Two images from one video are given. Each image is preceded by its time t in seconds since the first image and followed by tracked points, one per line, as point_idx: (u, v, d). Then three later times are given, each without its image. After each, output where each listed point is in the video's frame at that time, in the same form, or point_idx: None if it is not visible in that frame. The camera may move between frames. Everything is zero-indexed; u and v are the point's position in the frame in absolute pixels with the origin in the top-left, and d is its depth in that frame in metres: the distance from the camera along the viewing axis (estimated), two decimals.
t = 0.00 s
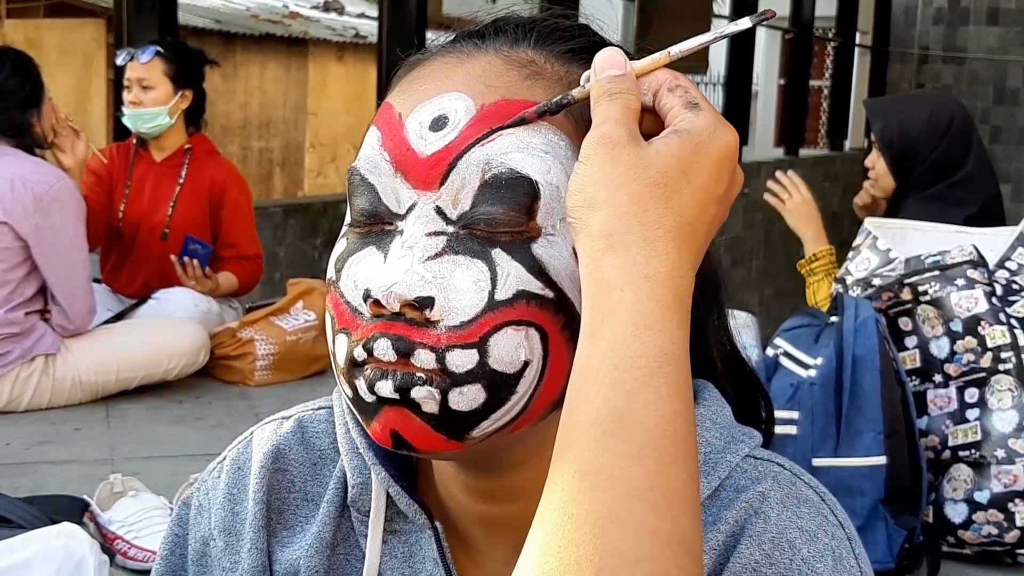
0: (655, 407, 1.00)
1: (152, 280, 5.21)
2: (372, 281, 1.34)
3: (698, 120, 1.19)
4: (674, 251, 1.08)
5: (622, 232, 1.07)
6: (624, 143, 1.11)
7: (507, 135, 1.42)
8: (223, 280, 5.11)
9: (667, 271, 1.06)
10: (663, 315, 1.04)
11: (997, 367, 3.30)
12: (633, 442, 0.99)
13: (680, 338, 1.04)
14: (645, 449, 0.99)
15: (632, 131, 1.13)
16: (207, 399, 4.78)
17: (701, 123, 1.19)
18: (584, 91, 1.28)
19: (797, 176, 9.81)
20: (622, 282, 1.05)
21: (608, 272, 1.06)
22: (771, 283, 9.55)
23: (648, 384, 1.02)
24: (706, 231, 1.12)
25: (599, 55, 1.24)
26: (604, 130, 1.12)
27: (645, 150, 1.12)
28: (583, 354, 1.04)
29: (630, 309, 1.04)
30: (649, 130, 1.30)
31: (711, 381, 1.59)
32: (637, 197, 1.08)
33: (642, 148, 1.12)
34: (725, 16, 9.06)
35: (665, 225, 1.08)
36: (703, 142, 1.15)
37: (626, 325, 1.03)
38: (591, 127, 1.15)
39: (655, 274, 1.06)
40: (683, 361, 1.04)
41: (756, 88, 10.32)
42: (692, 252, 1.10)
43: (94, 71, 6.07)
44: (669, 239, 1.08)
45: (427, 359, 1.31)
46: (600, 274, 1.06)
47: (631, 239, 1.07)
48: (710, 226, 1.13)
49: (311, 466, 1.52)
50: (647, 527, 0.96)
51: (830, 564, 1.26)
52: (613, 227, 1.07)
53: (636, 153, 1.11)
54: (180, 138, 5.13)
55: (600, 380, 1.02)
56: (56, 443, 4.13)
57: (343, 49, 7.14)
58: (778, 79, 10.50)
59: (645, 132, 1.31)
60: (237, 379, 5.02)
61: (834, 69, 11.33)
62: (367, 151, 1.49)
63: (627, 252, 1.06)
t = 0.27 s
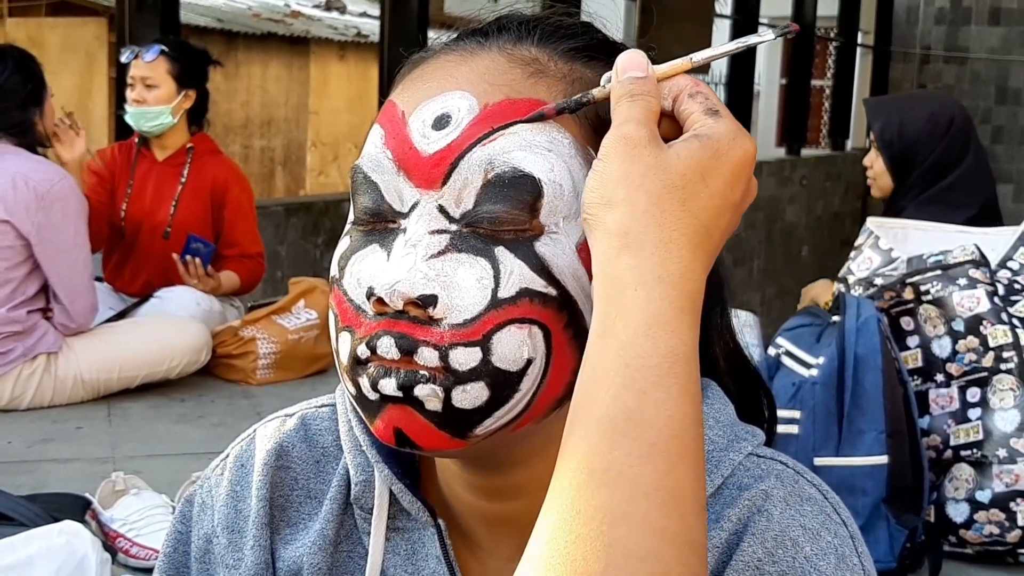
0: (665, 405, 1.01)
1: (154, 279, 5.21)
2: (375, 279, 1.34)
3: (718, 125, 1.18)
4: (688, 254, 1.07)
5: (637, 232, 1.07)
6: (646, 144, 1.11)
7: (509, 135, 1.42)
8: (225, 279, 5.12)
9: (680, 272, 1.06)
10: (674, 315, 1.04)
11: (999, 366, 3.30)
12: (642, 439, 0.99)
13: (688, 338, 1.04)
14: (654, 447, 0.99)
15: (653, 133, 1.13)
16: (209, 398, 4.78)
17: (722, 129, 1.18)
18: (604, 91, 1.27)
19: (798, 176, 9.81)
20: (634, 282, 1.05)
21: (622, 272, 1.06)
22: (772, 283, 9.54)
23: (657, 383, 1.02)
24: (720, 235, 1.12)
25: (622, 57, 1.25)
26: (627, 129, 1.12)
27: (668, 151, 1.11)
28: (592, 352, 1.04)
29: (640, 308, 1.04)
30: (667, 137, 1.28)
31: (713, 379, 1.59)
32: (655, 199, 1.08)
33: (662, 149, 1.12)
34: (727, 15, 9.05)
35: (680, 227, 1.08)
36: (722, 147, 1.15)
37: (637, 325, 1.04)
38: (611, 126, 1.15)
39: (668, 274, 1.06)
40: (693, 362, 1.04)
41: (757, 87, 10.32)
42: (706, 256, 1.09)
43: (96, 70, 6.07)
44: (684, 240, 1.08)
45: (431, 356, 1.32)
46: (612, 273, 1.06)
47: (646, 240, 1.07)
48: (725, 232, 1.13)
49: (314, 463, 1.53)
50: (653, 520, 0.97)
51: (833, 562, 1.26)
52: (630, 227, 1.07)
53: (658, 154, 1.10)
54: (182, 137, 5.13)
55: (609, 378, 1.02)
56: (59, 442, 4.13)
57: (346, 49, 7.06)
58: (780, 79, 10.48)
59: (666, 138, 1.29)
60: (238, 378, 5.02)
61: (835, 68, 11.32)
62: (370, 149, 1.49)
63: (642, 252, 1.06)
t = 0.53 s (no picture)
0: (698, 406, 1.03)
1: (155, 274, 5.20)
2: (381, 274, 1.34)
3: (770, 138, 1.20)
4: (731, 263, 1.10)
5: (683, 238, 1.10)
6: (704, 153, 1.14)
7: (507, 134, 1.42)
8: (227, 274, 5.13)
9: (725, 280, 1.09)
10: (714, 321, 1.07)
11: (1002, 363, 3.30)
12: (675, 438, 1.01)
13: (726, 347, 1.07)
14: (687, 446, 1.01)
15: (709, 138, 1.16)
16: (211, 393, 4.79)
17: (773, 140, 1.20)
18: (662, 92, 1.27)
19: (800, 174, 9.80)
20: (677, 287, 1.08)
21: (665, 277, 1.09)
22: (775, 280, 9.53)
23: (693, 383, 1.04)
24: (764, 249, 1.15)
25: (684, 59, 1.24)
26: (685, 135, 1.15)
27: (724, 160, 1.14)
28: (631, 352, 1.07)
29: (680, 314, 1.07)
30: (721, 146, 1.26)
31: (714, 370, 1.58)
32: (704, 206, 1.11)
33: (718, 157, 1.14)
34: (730, 13, 9.05)
35: (723, 238, 1.11)
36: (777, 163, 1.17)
37: (678, 331, 1.06)
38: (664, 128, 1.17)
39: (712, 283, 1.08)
40: (730, 368, 1.06)
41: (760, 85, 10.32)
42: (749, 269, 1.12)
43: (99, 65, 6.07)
44: (728, 250, 1.10)
45: (437, 352, 1.32)
46: (655, 278, 1.09)
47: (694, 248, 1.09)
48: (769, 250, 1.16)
49: (318, 457, 1.52)
50: (678, 514, 0.99)
51: (838, 555, 1.26)
52: (674, 233, 1.10)
53: (714, 165, 1.13)
54: (186, 132, 5.14)
55: (644, 376, 1.04)
56: (61, 436, 4.14)
57: (347, 45, 6.97)
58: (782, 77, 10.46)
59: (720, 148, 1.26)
60: (240, 373, 5.02)
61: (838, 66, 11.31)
62: (374, 144, 1.49)
63: (688, 258, 1.09)
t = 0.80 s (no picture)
0: (702, 441, 1.03)
1: (163, 274, 5.21)
2: (382, 281, 1.34)
3: (746, 146, 1.16)
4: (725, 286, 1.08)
5: (666, 269, 1.07)
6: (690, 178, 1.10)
7: (506, 141, 1.42)
8: (234, 275, 5.15)
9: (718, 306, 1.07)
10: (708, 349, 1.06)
11: (1009, 365, 3.29)
12: (683, 473, 1.03)
13: (727, 372, 1.06)
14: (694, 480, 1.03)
15: (677, 158, 1.11)
16: (218, 393, 4.80)
17: (749, 148, 1.16)
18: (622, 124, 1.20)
19: (808, 174, 9.78)
20: (669, 318, 1.07)
21: (656, 312, 1.07)
22: (782, 281, 9.51)
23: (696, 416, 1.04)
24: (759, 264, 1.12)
25: (636, 74, 1.17)
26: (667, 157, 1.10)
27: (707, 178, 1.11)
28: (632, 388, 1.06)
29: (669, 350, 1.06)
30: (693, 158, 1.24)
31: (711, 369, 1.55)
32: (690, 233, 1.08)
33: (689, 175, 1.10)
34: (737, 13, 9.04)
35: (711, 260, 1.08)
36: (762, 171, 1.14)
37: (674, 363, 1.05)
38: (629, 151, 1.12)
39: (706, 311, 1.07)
40: (728, 397, 1.05)
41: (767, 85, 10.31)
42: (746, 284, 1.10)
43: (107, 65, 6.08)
44: (719, 273, 1.08)
45: (438, 359, 1.32)
46: (644, 316, 1.07)
47: (683, 277, 1.08)
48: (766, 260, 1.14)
49: (322, 459, 1.52)
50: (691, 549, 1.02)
51: (842, 560, 1.26)
52: (662, 266, 1.08)
53: (701, 189, 1.10)
54: (194, 134, 5.16)
55: (646, 413, 1.05)
56: (69, 436, 4.15)
57: (355, 46, 6.99)
58: (790, 77, 10.42)
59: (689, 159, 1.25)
60: (247, 373, 5.03)
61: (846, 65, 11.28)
62: (375, 151, 1.49)
63: (679, 287, 1.07)
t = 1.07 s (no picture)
0: (587, 433, 0.79)
1: (165, 275, 5.21)
2: (384, 281, 1.33)
3: (492, 66, 0.83)
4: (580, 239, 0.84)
5: (456, 256, 0.83)
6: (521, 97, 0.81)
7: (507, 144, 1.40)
8: (236, 275, 5.16)
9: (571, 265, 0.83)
10: (569, 321, 0.82)
11: (1010, 367, 3.29)
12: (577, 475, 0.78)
13: (600, 346, 0.82)
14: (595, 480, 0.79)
15: (424, 133, 0.84)
16: (220, 394, 4.80)
17: (493, 66, 0.83)
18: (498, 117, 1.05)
19: (810, 175, 9.79)
20: (508, 293, 0.82)
21: (492, 289, 0.82)
22: (783, 281, 9.52)
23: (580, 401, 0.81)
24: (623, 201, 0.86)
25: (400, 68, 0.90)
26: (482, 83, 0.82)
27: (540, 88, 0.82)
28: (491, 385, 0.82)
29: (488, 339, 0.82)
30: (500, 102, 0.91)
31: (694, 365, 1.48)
32: (522, 175, 0.82)
33: (433, 147, 0.83)
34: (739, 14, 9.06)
35: (532, 221, 0.82)
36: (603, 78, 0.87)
37: (531, 346, 0.81)
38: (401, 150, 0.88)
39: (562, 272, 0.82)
40: (574, 362, 0.81)
41: (769, 86, 10.34)
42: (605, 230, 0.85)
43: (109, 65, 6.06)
44: (572, 223, 0.83)
45: (438, 359, 1.31)
46: (472, 302, 0.83)
47: (521, 236, 0.82)
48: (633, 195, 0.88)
49: (324, 459, 1.52)
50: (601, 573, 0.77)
51: (843, 561, 1.20)
52: (491, 228, 0.82)
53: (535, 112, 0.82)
54: (197, 134, 5.17)
55: (514, 409, 0.80)
56: (70, 436, 4.16)
57: (357, 46, 7.08)
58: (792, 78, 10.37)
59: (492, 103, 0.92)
60: (249, 374, 5.03)
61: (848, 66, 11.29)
62: (377, 150, 1.47)
63: (511, 249, 0.82)
